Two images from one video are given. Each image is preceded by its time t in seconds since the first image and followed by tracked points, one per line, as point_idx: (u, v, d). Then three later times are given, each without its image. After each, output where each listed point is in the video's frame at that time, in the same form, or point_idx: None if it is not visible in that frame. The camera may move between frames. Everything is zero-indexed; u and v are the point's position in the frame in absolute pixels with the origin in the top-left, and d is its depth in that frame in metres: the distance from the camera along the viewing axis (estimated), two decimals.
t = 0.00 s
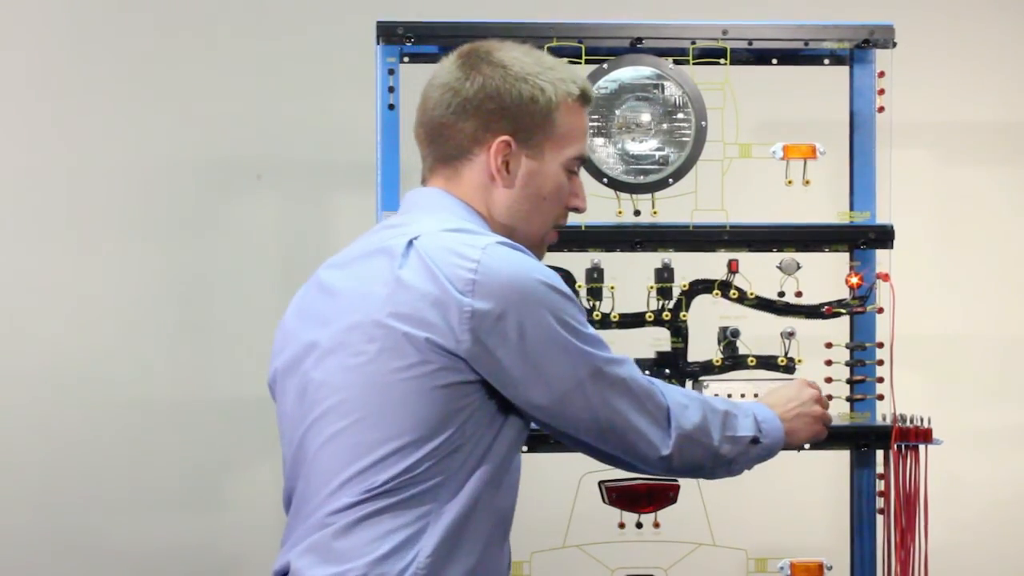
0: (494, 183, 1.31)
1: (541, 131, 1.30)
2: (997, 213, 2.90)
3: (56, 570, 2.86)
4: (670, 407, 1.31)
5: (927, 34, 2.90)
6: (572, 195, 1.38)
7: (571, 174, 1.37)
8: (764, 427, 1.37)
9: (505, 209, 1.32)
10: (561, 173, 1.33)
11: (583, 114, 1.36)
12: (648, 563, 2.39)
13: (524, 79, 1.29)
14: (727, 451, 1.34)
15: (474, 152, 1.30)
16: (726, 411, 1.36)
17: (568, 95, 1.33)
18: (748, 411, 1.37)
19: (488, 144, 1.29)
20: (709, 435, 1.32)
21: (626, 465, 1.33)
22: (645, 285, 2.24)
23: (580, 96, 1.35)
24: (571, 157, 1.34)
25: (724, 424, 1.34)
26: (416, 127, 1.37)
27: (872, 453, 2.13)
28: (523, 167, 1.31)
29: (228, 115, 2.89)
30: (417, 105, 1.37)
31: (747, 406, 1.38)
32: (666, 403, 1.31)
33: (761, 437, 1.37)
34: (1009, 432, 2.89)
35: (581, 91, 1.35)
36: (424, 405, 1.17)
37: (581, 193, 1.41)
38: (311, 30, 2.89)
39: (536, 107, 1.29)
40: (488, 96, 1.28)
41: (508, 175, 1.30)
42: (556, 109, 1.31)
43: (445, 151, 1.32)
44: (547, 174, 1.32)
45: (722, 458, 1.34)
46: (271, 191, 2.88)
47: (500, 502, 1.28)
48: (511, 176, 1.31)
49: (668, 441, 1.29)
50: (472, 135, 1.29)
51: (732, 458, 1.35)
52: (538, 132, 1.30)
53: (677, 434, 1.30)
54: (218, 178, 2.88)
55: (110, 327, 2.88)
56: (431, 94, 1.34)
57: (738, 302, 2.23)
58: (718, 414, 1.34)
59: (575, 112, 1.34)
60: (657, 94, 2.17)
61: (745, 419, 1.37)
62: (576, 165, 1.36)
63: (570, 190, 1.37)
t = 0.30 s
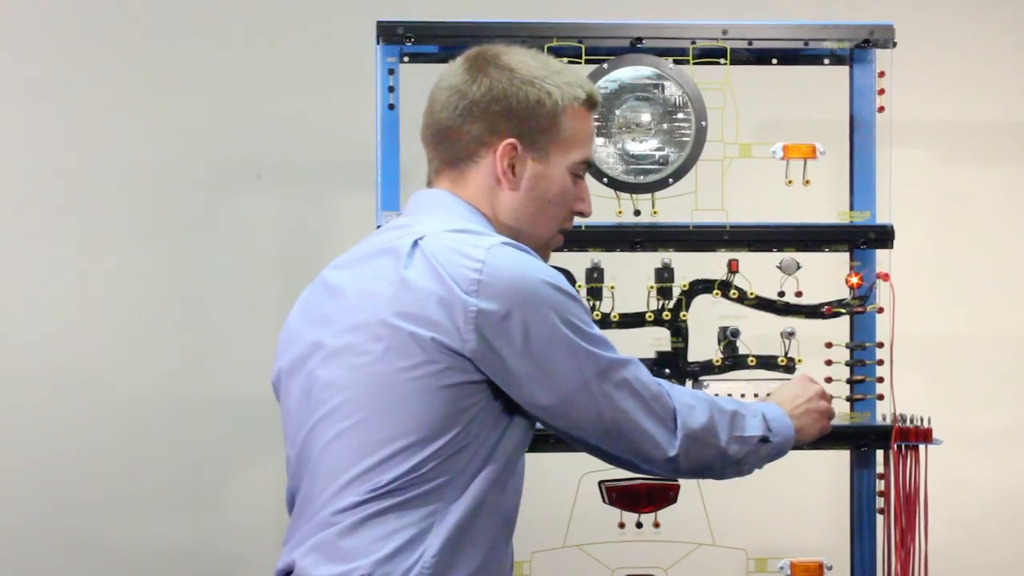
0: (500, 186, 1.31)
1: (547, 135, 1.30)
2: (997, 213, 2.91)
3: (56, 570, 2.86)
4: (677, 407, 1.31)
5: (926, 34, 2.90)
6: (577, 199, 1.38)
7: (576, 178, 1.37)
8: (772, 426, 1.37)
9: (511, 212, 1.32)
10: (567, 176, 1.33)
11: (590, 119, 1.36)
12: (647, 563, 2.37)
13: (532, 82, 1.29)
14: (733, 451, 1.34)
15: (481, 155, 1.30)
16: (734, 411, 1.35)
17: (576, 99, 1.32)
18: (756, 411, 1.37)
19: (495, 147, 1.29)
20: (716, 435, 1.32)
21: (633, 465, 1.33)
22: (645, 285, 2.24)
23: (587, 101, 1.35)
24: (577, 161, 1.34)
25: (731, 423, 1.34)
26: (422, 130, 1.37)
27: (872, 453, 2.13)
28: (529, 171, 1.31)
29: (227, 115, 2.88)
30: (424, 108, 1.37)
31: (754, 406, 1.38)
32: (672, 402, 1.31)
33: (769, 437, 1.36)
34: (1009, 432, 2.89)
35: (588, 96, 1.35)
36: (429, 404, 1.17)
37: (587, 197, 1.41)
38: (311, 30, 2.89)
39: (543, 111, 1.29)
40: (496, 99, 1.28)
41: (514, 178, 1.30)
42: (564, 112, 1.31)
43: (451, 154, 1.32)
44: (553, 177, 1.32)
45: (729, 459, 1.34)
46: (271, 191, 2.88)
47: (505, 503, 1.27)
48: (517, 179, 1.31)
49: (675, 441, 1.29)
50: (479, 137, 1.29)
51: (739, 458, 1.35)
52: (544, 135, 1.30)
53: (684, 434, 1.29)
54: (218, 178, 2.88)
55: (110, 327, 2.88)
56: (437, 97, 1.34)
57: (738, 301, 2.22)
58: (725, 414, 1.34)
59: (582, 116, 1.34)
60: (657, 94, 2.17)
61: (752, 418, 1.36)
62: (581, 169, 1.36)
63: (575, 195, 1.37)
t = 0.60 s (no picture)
0: (508, 188, 1.31)
1: (556, 138, 1.30)
2: (997, 212, 2.91)
3: (56, 571, 2.86)
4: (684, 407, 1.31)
5: (926, 34, 2.90)
6: (584, 203, 1.39)
7: (584, 182, 1.37)
8: (776, 426, 1.38)
9: (517, 215, 1.32)
10: (574, 180, 1.33)
11: (600, 124, 1.36)
12: (647, 562, 2.35)
13: (542, 85, 1.29)
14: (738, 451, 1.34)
15: (489, 157, 1.30)
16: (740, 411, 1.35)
17: (586, 104, 1.33)
18: (762, 411, 1.37)
19: (503, 149, 1.29)
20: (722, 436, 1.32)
21: (638, 465, 1.33)
22: (645, 285, 2.24)
23: (597, 107, 1.35)
24: (585, 165, 1.34)
25: (737, 423, 1.34)
26: (431, 132, 1.37)
27: (872, 453, 2.13)
28: (537, 174, 1.31)
29: (227, 114, 2.88)
30: (433, 110, 1.37)
31: (759, 405, 1.38)
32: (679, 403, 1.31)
33: (773, 437, 1.37)
34: (1010, 432, 2.89)
35: (597, 102, 1.35)
36: (438, 405, 1.17)
37: (593, 202, 1.41)
38: (311, 30, 2.89)
39: (553, 114, 1.29)
40: (506, 100, 1.28)
41: (522, 180, 1.30)
42: (574, 117, 1.31)
43: (459, 156, 1.32)
44: (560, 181, 1.32)
45: (734, 458, 1.34)
46: (271, 191, 2.88)
47: (511, 504, 1.27)
48: (525, 181, 1.31)
49: (681, 442, 1.29)
50: (487, 139, 1.29)
51: (744, 458, 1.35)
52: (554, 139, 1.30)
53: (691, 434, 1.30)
54: (218, 178, 2.88)
55: (110, 327, 2.88)
56: (447, 99, 1.34)
57: (737, 301, 2.21)
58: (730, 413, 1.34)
59: (591, 121, 1.34)
60: (657, 94, 2.17)
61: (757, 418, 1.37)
62: (589, 173, 1.36)
63: (581, 200, 1.37)
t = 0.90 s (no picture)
0: (509, 188, 1.31)
1: (559, 138, 1.30)
2: (997, 212, 2.91)
3: (56, 571, 2.86)
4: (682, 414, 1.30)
5: (926, 34, 2.90)
6: (586, 204, 1.38)
7: (586, 183, 1.37)
8: (775, 432, 1.37)
9: (519, 214, 1.32)
10: (577, 180, 1.33)
11: (602, 124, 1.36)
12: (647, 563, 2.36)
13: (545, 85, 1.29)
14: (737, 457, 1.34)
15: (492, 157, 1.30)
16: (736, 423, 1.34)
17: (589, 104, 1.33)
18: (763, 420, 1.36)
19: (506, 149, 1.29)
20: (719, 445, 1.32)
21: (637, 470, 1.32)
22: (645, 285, 2.24)
23: (600, 107, 1.35)
24: (588, 165, 1.34)
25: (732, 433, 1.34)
26: (433, 132, 1.37)
27: (872, 453, 2.13)
28: (540, 173, 1.31)
29: (227, 114, 2.88)
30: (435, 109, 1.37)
31: (760, 411, 1.38)
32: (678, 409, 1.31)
33: (772, 446, 1.36)
34: (1010, 432, 2.90)
35: (599, 102, 1.35)
36: (442, 406, 1.17)
37: (595, 202, 1.41)
38: (311, 30, 2.89)
39: (555, 114, 1.29)
40: (509, 100, 1.28)
41: (524, 180, 1.30)
42: (577, 116, 1.31)
43: (460, 155, 1.32)
44: (563, 181, 1.32)
45: (733, 465, 1.33)
46: (271, 191, 2.88)
47: (512, 505, 1.28)
48: (526, 181, 1.31)
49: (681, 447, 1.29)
50: (489, 139, 1.29)
51: (742, 465, 1.35)
52: (557, 139, 1.30)
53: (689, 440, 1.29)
54: (217, 178, 2.88)
55: (110, 327, 2.88)
56: (449, 98, 1.34)
57: (737, 301, 2.21)
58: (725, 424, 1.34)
59: (594, 121, 1.34)
60: (657, 94, 2.17)
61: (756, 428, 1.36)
62: (592, 173, 1.36)
63: (583, 201, 1.37)
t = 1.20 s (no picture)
0: (499, 185, 1.31)
1: (545, 132, 1.28)
2: (997, 212, 2.91)
3: (56, 571, 2.86)
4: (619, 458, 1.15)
5: (926, 34, 2.90)
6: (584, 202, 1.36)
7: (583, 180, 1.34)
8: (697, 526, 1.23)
9: (510, 212, 1.31)
10: (569, 176, 1.31)
11: (597, 117, 1.34)
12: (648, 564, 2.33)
13: (531, 79, 1.29)
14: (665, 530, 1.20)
15: (479, 154, 1.31)
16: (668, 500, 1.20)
17: (578, 96, 1.31)
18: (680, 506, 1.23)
19: (492, 146, 1.29)
20: (648, 507, 1.16)
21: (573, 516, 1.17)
22: (645, 285, 2.24)
23: (595, 100, 1.33)
24: (581, 159, 1.32)
25: (665, 502, 1.19)
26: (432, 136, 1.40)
27: (872, 453, 2.13)
28: (527, 170, 1.30)
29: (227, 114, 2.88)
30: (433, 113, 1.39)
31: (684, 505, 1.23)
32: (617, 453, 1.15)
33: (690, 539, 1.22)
34: (1010, 432, 2.90)
35: (593, 93, 1.33)
36: (390, 404, 1.14)
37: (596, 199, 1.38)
38: (311, 30, 2.89)
39: (541, 108, 1.28)
40: (492, 98, 1.29)
41: (511, 176, 1.30)
42: (564, 109, 1.30)
43: (453, 155, 1.34)
44: (553, 176, 1.30)
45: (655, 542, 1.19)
46: (271, 191, 2.88)
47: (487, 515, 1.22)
48: (515, 177, 1.30)
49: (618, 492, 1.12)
50: (476, 136, 1.30)
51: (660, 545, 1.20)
52: (543, 133, 1.28)
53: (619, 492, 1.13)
54: (217, 178, 2.88)
55: (110, 326, 2.88)
56: (444, 100, 1.37)
57: (737, 301, 2.20)
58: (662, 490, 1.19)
59: (586, 114, 1.32)
60: (657, 94, 2.17)
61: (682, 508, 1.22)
62: (589, 169, 1.34)
63: (580, 197, 1.34)
